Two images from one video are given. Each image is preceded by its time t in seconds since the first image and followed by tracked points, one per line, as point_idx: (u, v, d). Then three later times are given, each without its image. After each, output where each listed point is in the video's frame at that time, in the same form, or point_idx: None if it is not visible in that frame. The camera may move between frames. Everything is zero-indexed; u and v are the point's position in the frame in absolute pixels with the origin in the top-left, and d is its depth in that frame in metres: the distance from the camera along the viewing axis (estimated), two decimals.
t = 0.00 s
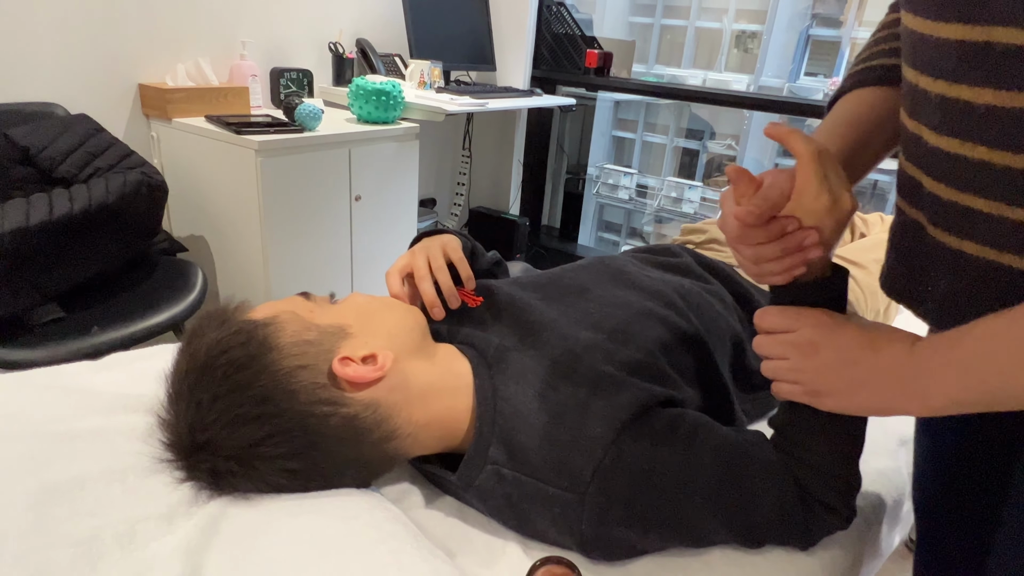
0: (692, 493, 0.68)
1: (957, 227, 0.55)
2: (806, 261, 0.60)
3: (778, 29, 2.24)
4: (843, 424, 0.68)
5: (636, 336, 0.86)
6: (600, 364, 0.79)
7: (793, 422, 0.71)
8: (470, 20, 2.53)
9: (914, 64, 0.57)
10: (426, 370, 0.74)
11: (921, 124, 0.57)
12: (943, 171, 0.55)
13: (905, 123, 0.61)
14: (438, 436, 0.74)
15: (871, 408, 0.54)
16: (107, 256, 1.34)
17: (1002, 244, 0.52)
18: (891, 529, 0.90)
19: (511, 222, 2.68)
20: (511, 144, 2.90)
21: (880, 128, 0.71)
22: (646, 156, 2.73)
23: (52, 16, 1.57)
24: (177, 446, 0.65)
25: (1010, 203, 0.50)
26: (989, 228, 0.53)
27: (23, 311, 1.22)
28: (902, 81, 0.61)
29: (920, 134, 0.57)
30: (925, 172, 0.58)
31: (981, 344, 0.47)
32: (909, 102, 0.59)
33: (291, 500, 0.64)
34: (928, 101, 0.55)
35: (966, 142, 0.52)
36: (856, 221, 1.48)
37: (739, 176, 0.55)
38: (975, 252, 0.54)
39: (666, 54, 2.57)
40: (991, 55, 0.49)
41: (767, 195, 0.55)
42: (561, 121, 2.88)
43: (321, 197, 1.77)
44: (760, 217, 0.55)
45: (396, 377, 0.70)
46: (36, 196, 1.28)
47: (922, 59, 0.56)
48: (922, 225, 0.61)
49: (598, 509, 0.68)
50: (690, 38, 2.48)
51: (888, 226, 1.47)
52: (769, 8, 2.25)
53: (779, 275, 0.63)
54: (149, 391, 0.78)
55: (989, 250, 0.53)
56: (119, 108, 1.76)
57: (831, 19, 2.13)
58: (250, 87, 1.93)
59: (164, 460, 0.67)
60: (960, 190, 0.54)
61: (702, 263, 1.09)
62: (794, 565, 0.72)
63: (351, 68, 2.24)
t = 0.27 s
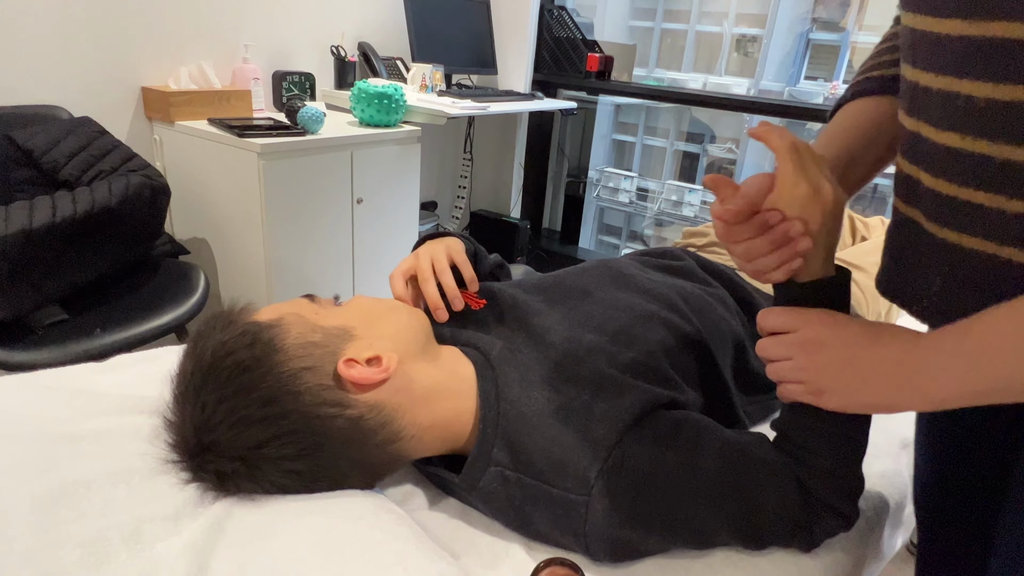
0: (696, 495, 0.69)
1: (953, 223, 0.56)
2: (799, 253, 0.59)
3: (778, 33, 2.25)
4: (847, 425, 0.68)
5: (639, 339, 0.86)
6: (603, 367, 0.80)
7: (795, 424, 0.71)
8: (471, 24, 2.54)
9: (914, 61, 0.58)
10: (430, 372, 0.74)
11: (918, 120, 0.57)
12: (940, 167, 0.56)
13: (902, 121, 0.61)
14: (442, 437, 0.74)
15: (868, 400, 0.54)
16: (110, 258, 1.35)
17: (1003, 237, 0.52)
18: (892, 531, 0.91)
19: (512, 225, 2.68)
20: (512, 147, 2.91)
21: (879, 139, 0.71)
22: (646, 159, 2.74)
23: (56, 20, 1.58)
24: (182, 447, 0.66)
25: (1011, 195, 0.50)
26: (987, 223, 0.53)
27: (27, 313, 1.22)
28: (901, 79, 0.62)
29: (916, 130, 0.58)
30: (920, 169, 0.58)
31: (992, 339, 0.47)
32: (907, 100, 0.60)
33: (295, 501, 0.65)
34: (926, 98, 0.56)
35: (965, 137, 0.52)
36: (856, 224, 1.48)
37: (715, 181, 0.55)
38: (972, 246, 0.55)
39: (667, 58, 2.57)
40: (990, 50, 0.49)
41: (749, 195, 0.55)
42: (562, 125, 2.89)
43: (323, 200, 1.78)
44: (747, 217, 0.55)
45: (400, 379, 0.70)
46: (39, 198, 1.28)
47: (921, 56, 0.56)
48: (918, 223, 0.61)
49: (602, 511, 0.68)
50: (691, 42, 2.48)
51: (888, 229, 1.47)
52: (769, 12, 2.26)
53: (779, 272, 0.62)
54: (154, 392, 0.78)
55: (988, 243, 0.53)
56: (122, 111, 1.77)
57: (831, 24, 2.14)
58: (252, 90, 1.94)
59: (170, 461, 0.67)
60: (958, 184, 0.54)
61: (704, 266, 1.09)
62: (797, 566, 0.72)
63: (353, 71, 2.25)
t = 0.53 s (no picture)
0: (694, 495, 0.69)
1: (947, 205, 0.56)
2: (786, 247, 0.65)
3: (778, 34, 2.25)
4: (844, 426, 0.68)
5: (638, 339, 0.86)
6: (601, 367, 0.80)
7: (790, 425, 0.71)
8: (472, 25, 2.54)
9: (917, 50, 0.60)
10: (428, 372, 0.74)
11: (919, 104, 0.59)
12: (935, 147, 0.57)
13: (903, 111, 0.62)
14: (440, 437, 0.74)
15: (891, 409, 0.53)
16: (109, 258, 1.35)
17: (995, 216, 0.53)
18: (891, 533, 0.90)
19: (511, 226, 2.68)
20: (512, 148, 2.91)
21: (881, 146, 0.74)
22: (646, 160, 2.74)
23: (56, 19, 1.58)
24: (181, 446, 0.66)
25: (1009, 170, 0.51)
26: (985, 203, 0.54)
27: (25, 312, 1.22)
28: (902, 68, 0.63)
29: (915, 114, 0.59)
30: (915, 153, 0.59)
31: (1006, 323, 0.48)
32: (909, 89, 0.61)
33: (293, 501, 0.65)
34: (929, 81, 0.57)
35: (966, 114, 0.54)
36: (855, 227, 1.48)
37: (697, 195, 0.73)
38: (963, 229, 0.56)
39: (667, 59, 2.58)
40: (995, 24, 0.51)
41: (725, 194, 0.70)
42: (562, 125, 2.89)
43: (322, 199, 1.78)
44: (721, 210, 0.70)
45: (399, 379, 0.70)
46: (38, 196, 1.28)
47: (924, 42, 0.58)
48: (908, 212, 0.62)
49: (600, 511, 0.68)
50: (691, 43, 2.48)
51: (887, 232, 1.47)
52: (769, 13, 2.26)
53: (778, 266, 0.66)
54: (152, 391, 0.78)
55: (980, 223, 0.54)
56: (122, 111, 1.77)
57: (831, 25, 2.14)
58: (252, 90, 1.94)
59: (168, 460, 0.67)
60: (954, 162, 0.55)
61: (703, 267, 1.09)
62: (795, 567, 0.72)
63: (353, 72, 2.25)
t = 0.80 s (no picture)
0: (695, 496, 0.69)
1: (950, 196, 0.58)
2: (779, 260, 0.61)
3: (782, 37, 2.25)
4: (843, 427, 0.68)
5: (640, 341, 0.86)
6: (603, 369, 0.80)
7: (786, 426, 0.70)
8: (475, 28, 2.55)
9: (920, 44, 0.60)
10: (432, 374, 0.74)
11: (921, 99, 0.60)
12: (937, 140, 0.58)
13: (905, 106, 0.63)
14: (443, 438, 0.75)
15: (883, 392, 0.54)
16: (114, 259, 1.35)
17: (999, 206, 0.54)
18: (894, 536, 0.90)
19: (514, 229, 2.69)
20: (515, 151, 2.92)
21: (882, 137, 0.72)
22: (649, 163, 2.74)
23: (63, 22, 1.59)
24: (185, 446, 0.66)
25: (1012, 160, 0.52)
26: (987, 193, 0.55)
27: (31, 313, 1.23)
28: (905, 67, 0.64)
29: (918, 107, 0.60)
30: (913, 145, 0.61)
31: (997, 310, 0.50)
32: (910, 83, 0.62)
33: (296, 501, 0.65)
34: (933, 76, 0.58)
35: (967, 106, 0.55)
36: (859, 230, 1.48)
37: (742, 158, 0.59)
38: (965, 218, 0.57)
39: (670, 63, 2.58)
40: (999, 17, 0.52)
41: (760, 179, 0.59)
42: (565, 128, 2.89)
43: (326, 202, 1.78)
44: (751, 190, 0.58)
45: (402, 380, 0.70)
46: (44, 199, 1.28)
47: (926, 35, 0.59)
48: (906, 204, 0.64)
49: (602, 512, 0.68)
50: (694, 46, 2.49)
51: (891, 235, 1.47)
52: (772, 17, 2.26)
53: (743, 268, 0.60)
54: (157, 392, 0.79)
55: (985, 212, 0.55)
56: (127, 113, 1.78)
57: (835, 28, 2.14)
58: (257, 93, 1.95)
59: (173, 460, 0.68)
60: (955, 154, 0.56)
61: (706, 269, 1.09)
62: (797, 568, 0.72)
63: (356, 75, 2.26)
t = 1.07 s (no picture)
0: (699, 498, 0.69)
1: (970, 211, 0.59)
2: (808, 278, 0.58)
3: (785, 39, 2.25)
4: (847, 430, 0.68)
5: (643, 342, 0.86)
6: (607, 370, 0.80)
7: (793, 429, 0.71)
8: (478, 30, 2.56)
9: (929, 57, 0.60)
10: (435, 375, 0.74)
11: (933, 112, 0.60)
12: (955, 156, 0.58)
13: (915, 118, 0.63)
14: (446, 438, 0.75)
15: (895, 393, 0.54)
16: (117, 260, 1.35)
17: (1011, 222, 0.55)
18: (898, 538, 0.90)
19: (517, 230, 2.69)
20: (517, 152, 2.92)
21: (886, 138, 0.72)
22: (651, 165, 2.74)
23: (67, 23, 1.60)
24: (189, 446, 0.66)
25: None
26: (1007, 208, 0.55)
27: (34, 313, 1.23)
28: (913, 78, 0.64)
29: (932, 121, 0.60)
30: (936, 161, 0.61)
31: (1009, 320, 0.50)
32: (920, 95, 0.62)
33: (300, 500, 0.65)
34: (943, 90, 0.58)
35: (988, 127, 0.54)
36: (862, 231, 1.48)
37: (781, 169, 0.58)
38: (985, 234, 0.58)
39: (672, 64, 2.58)
40: (1020, 39, 0.51)
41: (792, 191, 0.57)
42: (568, 130, 2.89)
43: (329, 202, 1.79)
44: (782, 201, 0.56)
45: (405, 380, 0.70)
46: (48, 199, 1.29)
47: (942, 51, 0.58)
48: (928, 218, 0.64)
49: (606, 513, 0.68)
50: (696, 48, 2.49)
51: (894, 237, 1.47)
52: (775, 18, 2.26)
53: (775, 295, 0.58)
54: (160, 391, 0.79)
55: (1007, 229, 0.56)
56: (131, 114, 1.78)
57: (837, 30, 2.13)
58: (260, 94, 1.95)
59: (177, 459, 0.68)
60: (977, 172, 0.57)
61: (709, 271, 1.09)
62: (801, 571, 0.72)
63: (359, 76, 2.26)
